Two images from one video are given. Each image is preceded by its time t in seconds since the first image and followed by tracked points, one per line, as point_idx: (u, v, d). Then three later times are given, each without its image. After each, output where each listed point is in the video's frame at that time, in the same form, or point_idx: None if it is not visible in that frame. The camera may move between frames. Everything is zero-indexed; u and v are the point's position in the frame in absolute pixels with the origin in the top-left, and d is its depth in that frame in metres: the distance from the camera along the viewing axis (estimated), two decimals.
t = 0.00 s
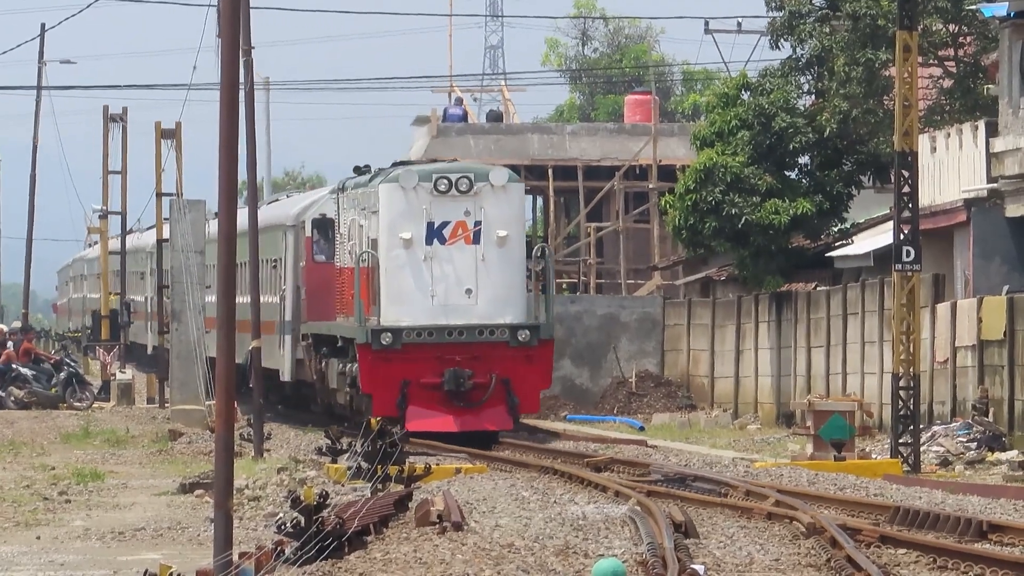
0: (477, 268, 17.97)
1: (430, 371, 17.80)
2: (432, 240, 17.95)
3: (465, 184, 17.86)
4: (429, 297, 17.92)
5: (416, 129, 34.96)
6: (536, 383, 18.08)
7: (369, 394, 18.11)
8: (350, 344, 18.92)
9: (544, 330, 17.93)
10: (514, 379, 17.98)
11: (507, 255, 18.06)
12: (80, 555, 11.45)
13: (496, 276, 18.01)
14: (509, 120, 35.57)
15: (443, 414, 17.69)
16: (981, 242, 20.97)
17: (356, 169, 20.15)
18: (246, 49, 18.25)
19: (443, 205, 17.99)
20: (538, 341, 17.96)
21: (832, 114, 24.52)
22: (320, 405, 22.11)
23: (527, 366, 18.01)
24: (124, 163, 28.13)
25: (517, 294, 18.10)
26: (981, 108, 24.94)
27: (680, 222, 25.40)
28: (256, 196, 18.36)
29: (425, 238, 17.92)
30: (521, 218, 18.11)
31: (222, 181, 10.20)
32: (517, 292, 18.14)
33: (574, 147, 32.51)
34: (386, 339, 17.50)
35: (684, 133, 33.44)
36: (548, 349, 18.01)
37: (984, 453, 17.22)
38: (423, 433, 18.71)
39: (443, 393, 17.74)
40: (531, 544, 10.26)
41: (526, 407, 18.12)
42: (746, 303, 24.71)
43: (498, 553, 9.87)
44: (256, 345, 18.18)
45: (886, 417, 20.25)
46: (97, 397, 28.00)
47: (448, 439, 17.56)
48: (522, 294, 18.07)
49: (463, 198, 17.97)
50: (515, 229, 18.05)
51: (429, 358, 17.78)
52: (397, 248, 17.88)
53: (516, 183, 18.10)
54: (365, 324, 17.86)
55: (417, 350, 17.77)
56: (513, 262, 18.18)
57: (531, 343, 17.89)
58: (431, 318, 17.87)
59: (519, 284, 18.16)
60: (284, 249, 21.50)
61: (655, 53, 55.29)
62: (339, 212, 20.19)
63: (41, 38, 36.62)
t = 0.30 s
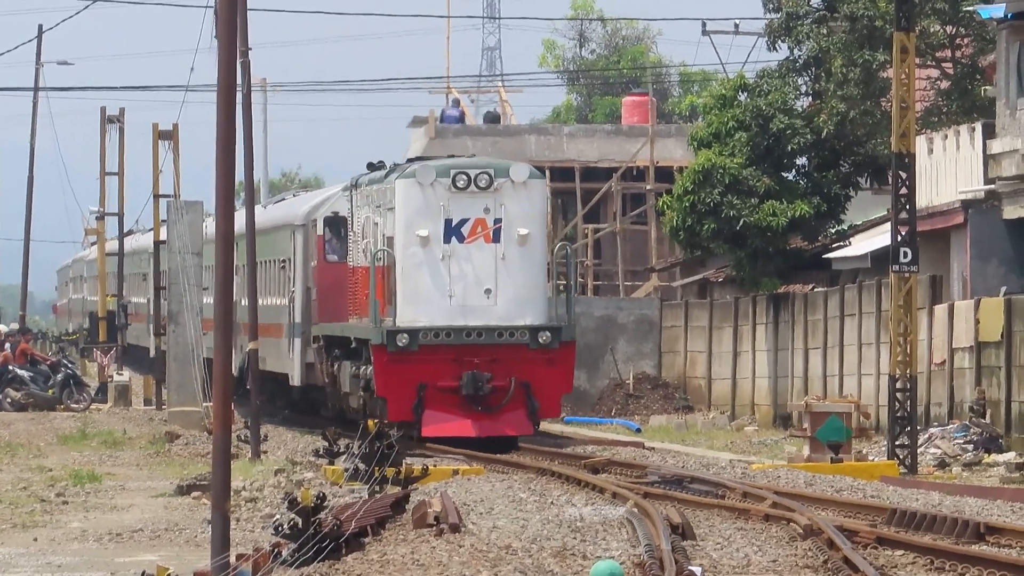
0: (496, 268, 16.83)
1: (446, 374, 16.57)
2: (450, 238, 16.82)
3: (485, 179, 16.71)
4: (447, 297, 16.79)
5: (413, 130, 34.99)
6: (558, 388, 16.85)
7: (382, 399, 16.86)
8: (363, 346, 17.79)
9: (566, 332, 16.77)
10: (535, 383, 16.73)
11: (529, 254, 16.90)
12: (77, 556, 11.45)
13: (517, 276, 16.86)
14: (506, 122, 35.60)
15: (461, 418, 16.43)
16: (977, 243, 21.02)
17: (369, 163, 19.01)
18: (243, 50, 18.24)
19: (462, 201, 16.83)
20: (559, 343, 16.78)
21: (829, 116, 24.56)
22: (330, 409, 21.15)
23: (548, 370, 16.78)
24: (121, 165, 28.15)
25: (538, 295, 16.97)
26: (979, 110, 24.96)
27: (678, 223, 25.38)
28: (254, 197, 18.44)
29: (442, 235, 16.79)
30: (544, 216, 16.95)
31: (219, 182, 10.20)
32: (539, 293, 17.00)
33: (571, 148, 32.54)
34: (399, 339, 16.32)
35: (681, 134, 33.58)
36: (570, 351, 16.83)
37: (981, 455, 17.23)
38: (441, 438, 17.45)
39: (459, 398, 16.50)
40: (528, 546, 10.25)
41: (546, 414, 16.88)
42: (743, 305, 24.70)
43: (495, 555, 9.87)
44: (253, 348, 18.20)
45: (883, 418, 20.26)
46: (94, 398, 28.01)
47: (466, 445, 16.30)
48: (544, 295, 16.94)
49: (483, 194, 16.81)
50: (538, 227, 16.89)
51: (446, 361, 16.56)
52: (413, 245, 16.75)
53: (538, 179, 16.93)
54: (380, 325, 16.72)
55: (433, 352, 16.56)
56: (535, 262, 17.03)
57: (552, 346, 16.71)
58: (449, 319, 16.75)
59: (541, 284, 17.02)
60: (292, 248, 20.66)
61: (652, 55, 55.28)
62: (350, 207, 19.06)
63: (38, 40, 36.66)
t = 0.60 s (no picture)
0: (519, 264, 16.31)
1: (466, 375, 16.11)
2: (471, 233, 16.32)
3: (508, 172, 16.21)
4: (468, 294, 16.31)
5: (412, 129, 34.98)
6: (582, 389, 16.34)
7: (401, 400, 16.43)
8: (380, 345, 17.30)
9: (591, 330, 16.27)
10: (559, 384, 16.25)
11: (552, 250, 16.40)
12: (75, 556, 11.45)
13: (540, 272, 16.35)
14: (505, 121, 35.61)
15: (481, 420, 15.99)
16: (976, 243, 21.01)
17: (386, 157, 18.54)
18: (243, 49, 18.25)
19: (483, 195, 16.33)
20: (584, 342, 16.29)
21: (829, 115, 24.59)
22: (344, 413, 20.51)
23: (573, 370, 16.29)
24: (120, 164, 28.14)
25: (562, 292, 16.45)
26: (978, 109, 24.98)
27: (676, 223, 25.35)
28: (253, 196, 18.38)
29: (463, 230, 16.30)
30: (568, 210, 16.45)
31: (217, 180, 10.19)
32: (563, 291, 16.49)
33: (570, 148, 32.57)
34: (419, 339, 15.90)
35: (679, 134, 33.64)
36: (595, 351, 16.33)
37: (979, 455, 17.23)
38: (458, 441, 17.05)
39: (480, 397, 16.06)
40: (526, 545, 10.25)
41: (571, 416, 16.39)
42: (742, 305, 24.69)
43: (493, 554, 9.86)
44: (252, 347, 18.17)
45: (882, 417, 20.27)
46: (92, 397, 28.02)
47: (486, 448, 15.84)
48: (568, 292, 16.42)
49: (505, 188, 16.30)
50: (562, 222, 16.39)
51: (466, 360, 16.11)
52: (433, 240, 16.27)
53: (562, 172, 16.44)
54: (398, 322, 16.26)
55: (453, 351, 16.11)
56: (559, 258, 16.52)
57: (577, 345, 16.21)
58: (469, 316, 16.27)
59: (565, 281, 16.50)
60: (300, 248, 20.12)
61: (651, 55, 55.25)
62: (368, 202, 18.59)
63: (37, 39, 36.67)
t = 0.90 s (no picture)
0: (541, 261, 16.11)
1: (487, 376, 15.79)
2: (493, 228, 16.10)
3: (530, 167, 16.03)
4: (488, 292, 16.08)
5: (410, 130, 34.94)
6: (605, 391, 16.06)
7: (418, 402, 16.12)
8: (396, 346, 17.00)
9: (616, 330, 16.00)
10: (582, 386, 15.96)
11: (575, 246, 16.23)
12: (74, 556, 11.45)
13: (562, 269, 16.17)
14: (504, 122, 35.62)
15: (503, 423, 15.69)
16: (975, 243, 21.00)
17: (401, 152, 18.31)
18: (240, 50, 18.27)
19: (504, 189, 16.12)
20: (608, 343, 16.01)
21: (827, 115, 24.60)
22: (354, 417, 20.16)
23: (596, 372, 16.00)
24: (118, 165, 28.14)
25: (585, 290, 16.26)
26: (976, 110, 25.04)
27: (674, 223, 25.32)
28: (250, 196, 18.33)
29: (484, 225, 16.07)
30: (590, 206, 16.29)
31: (216, 181, 10.20)
32: (586, 288, 16.29)
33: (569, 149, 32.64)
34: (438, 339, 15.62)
35: (677, 134, 33.69)
36: (619, 352, 16.05)
37: (978, 455, 17.23)
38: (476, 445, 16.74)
39: (501, 400, 15.76)
40: (525, 546, 10.25)
41: (593, 418, 16.09)
42: (740, 305, 24.70)
43: (492, 555, 9.87)
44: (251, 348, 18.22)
45: (881, 418, 20.28)
46: (91, 398, 28.02)
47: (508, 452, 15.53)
48: (591, 290, 16.25)
49: (528, 182, 16.12)
50: (585, 218, 16.23)
51: (486, 361, 15.80)
52: (452, 236, 16.02)
53: (584, 167, 16.27)
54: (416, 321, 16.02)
55: (473, 352, 15.80)
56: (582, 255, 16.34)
57: (601, 346, 15.94)
58: (490, 315, 16.03)
59: (588, 278, 16.32)
60: (312, 246, 19.72)
61: (649, 55, 55.21)
62: (386, 198, 18.24)
63: (35, 40, 36.66)
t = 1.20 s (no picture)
0: (565, 258, 15.31)
1: (508, 378, 14.94)
2: (514, 224, 15.33)
3: (552, 159, 15.26)
4: (509, 290, 15.29)
5: (409, 131, 34.94)
6: (632, 395, 15.15)
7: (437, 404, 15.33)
8: (413, 347, 16.39)
9: (642, 330, 15.07)
10: (607, 388, 15.07)
11: (600, 243, 15.41)
12: (72, 558, 11.43)
13: (586, 266, 15.34)
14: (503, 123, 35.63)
15: (524, 426, 14.85)
16: (973, 245, 20.99)
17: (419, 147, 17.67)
18: (239, 51, 18.27)
19: (526, 183, 15.36)
20: (635, 343, 15.09)
21: (825, 117, 24.63)
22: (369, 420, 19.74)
23: (622, 373, 15.11)
24: (116, 166, 28.15)
25: (611, 289, 15.43)
26: (974, 111, 25.07)
27: (672, 224, 25.33)
28: (249, 198, 18.35)
29: (505, 220, 15.31)
30: (616, 201, 15.50)
31: (213, 185, 10.22)
32: (612, 287, 15.45)
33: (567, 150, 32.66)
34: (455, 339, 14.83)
35: (675, 135, 33.59)
36: (647, 353, 15.13)
37: (977, 456, 17.24)
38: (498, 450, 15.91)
39: (522, 403, 14.91)
40: (523, 547, 10.24)
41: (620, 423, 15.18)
42: (738, 307, 24.73)
43: (491, 556, 9.84)
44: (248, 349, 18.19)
45: (878, 419, 20.28)
46: (89, 399, 28.03)
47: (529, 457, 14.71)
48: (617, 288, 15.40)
49: (550, 176, 15.34)
50: (610, 213, 15.43)
51: (507, 362, 14.95)
52: (472, 232, 15.27)
53: (610, 160, 15.50)
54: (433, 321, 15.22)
55: (493, 353, 14.96)
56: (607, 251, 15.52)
57: (627, 346, 15.03)
58: (511, 314, 15.26)
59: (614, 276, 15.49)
60: (325, 244, 19.29)
61: (647, 56, 55.24)
62: (402, 193, 17.74)
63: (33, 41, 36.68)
